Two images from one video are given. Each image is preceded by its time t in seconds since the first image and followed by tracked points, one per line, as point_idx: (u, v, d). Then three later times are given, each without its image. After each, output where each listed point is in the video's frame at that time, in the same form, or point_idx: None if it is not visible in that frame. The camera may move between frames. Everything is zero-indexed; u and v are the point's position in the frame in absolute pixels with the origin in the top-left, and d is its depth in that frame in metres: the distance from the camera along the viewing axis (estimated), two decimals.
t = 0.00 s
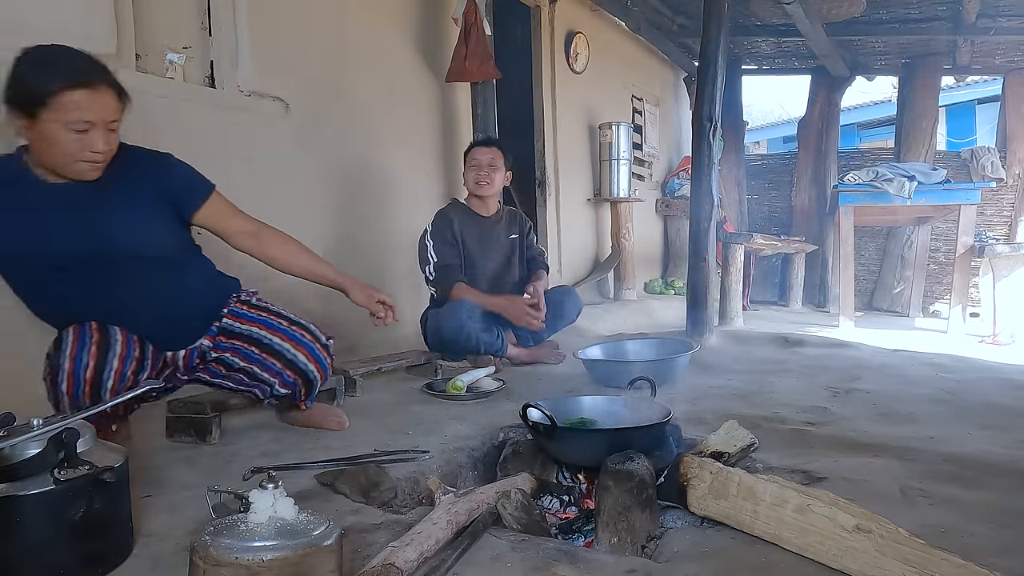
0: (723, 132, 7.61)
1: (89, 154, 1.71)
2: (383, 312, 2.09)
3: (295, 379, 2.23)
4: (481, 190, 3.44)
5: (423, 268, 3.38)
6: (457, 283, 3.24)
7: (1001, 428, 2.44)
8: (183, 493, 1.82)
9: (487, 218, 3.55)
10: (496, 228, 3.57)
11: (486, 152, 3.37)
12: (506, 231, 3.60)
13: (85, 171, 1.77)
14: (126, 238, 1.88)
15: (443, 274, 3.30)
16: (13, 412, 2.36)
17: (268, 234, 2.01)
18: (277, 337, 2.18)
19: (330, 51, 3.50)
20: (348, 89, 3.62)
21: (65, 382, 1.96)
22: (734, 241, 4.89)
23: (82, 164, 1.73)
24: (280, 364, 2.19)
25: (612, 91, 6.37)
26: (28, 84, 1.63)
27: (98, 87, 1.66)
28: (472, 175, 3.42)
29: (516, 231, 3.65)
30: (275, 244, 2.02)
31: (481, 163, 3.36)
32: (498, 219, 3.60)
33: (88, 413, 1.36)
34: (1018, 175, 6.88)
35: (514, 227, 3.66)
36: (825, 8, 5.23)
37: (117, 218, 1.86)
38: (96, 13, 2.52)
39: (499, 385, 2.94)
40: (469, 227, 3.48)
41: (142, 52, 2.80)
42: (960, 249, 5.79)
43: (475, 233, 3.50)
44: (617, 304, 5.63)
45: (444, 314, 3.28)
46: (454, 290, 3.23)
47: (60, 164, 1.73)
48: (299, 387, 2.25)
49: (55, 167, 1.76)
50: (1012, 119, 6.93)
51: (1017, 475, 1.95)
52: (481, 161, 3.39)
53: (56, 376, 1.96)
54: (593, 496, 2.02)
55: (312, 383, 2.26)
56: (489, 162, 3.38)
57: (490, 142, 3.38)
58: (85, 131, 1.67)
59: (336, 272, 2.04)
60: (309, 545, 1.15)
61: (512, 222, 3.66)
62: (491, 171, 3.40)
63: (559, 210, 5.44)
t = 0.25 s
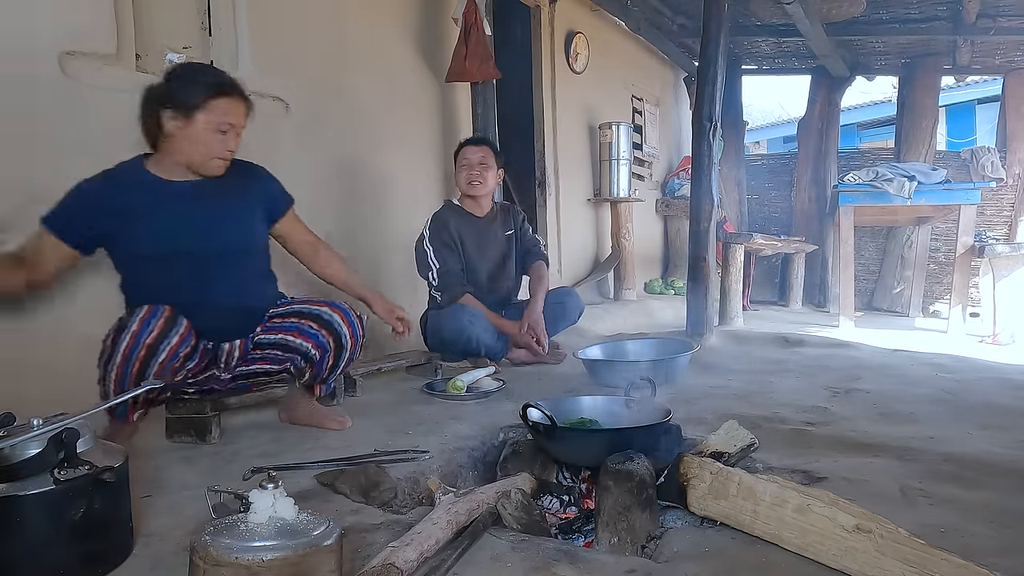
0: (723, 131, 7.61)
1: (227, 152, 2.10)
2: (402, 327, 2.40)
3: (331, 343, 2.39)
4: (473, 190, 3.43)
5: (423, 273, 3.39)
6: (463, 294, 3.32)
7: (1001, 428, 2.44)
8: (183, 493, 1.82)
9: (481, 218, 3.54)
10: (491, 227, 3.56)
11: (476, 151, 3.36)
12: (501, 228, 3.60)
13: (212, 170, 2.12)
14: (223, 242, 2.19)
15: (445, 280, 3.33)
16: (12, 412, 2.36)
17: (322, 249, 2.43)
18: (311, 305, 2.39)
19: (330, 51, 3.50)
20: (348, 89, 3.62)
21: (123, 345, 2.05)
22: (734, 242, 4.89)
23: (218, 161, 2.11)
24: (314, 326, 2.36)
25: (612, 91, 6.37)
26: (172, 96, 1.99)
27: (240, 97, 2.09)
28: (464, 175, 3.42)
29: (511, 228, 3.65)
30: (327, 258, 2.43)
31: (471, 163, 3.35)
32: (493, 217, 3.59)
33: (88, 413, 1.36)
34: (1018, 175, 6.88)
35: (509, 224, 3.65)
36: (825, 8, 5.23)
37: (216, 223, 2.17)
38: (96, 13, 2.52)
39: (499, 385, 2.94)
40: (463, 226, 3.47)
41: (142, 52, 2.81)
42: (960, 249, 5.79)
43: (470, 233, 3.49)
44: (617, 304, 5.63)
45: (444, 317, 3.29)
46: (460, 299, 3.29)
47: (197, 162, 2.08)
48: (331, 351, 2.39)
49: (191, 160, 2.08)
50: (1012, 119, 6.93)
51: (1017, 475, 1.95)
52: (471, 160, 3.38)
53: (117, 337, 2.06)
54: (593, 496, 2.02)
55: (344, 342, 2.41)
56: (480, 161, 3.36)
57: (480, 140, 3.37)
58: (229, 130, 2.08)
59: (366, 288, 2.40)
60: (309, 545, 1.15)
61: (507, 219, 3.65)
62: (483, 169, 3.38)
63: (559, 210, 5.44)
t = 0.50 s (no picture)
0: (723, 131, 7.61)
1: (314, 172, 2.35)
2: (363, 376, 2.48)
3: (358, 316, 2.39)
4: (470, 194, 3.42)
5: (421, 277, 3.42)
6: (462, 296, 3.35)
7: (1001, 428, 2.44)
8: (183, 493, 1.82)
9: (480, 222, 3.53)
10: (490, 232, 3.55)
11: (471, 154, 3.35)
12: (501, 232, 3.59)
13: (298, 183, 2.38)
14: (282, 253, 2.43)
15: (442, 283, 3.35)
16: (12, 412, 2.35)
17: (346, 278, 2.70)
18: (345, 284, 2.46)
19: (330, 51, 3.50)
20: (348, 89, 3.62)
21: (196, 316, 2.08)
22: (734, 242, 4.90)
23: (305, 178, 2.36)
24: (348, 293, 2.41)
25: (613, 91, 6.37)
26: (274, 115, 2.25)
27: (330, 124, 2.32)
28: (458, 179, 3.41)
29: (513, 231, 3.63)
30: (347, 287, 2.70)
31: (465, 166, 3.34)
32: (493, 221, 3.57)
33: (88, 413, 1.36)
34: (1018, 175, 6.89)
35: (511, 228, 3.62)
36: (825, 8, 5.23)
37: (275, 233, 2.38)
38: (96, 13, 2.52)
39: (500, 385, 2.93)
40: (460, 231, 3.46)
41: (141, 52, 2.80)
42: (960, 249, 5.79)
43: (468, 238, 3.49)
44: (617, 304, 5.63)
45: (443, 318, 3.31)
46: (457, 301, 3.32)
47: (286, 177, 2.34)
48: (356, 328, 2.39)
49: (275, 176, 2.34)
50: (1012, 119, 6.93)
51: (1017, 475, 1.95)
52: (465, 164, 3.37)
53: (190, 307, 2.07)
54: (594, 495, 2.01)
55: (371, 318, 2.41)
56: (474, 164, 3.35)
57: (475, 144, 3.35)
58: (318, 154, 2.32)
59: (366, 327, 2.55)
60: (309, 545, 1.15)
61: (509, 224, 3.63)
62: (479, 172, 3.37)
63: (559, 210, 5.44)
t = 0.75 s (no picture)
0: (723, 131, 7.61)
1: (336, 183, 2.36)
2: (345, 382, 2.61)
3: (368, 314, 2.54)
4: (474, 199, 3.41)
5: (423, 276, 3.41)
6: (463, 296, 3.35)
7: (1001, 428, 2.44)
8: (183, 493, 1.82)
9: (483, 224, 3.53)
10: (494, 233, 3.55)
11: (475, 159, 3.31)
12: (505, 234, 3.59)
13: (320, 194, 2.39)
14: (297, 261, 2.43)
15: (446, 283, 3.35)
16: (12, 412, 2.35)
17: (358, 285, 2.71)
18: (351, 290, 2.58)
19: (330, 51, 3.50)
20: (348, 89, 3.63)
21: (266, 255, 2.14)
22: (734, 242, 4.91)
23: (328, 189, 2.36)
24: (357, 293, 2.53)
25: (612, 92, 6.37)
26: (302, 129, 2.25)
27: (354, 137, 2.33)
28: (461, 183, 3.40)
29: (516, 233, 3.63)
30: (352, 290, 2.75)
31: (470, 171, 3.32)
32: (497, 222, 3.58)
33: (88, 413, 1.36)
34: (1018, 175, 6.89)
35: (514, 229, 3.63)
36: (825, 8, 5.23)
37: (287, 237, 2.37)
38: (96, 13, 2.52)
39: (500, 385, 2.93)
40: (464, 232, 3.46)
41: (142, 52, 2.80)
42: (960, 249, 5.79)
43: (472, 239, 3.49)
44: (617, 304, 5.63)
45: (444, 318, 3.31)
46: (460, 301, 3.32)
47: (310, 187, 2.35)
48: (364, 327, 2.54)
49: (299, 187, 2.36)
50: (1012, 119, 6.93)
51: (1017, 475, 1.95)
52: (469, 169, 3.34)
53: (256, 253, 2.12)
54: (593, 496, 2.02)
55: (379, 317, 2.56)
56: (479, 169, 3.33)
57: (479, 148, 3.31)
58: (342, 167, 2.33)
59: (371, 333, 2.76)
60: (309, 545, 1.15)
61: (512, 225, 3.63)
62: (483, 177, 3.36)
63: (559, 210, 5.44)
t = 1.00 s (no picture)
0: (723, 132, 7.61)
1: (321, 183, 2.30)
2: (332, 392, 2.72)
3: (375, 302, 2.44)
4: (480, 200, 3.42)
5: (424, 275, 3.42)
6: (463, 296, 3.36)
7: (1002, 428, 2.44)
8: (183, 493, 1.82)
9: (486, 224, 3.52)
10: (495, 233, 3.55)
11: (482, 161, 3.31)
12: (507, 234, 3.59)
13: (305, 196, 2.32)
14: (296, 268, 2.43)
15: (446, 282, 3.36)
16: (12, 412, 2.35)
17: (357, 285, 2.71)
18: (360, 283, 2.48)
19: (330, 51, 3.50)
20: (348, 89, 3.62)
21: (351, 308, 2.32)
22: (734, 242, 4.89)
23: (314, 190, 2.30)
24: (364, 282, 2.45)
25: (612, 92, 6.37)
26: (287, 123, 2.19)
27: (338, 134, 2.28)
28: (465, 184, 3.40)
29: (518, 233, 3.63)
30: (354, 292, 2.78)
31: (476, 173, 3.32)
32: (499, 223, 3.57)
33: (88, 414, 1.36)
34: (1018, 175, 6.89)
35: (516, 230, 3.63)
36: (825, 8, 5.23)
37: (286, 233, 2.33)
38: (96, 13, 2.52)
39: (499, 385, 2.93)
40: (465, 231, 3.46)
41: (142, 52, 2.80)
42: (960, 249, 5.79)
43: (473, 239, 3.49)
44: (617, 304, 5.63)
45: (444, 318, 3.31)
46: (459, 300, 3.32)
47: (294, 188, 2.27)
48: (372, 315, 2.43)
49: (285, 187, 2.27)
50: (1012, 119, 6.93)
51: (1017, 475, 1.95)
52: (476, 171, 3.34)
53: (344, 305, 2.30)
54: (593, 496, 2.02)
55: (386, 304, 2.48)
56: (486, 172, 3.34)
57: (485, 151, 3.29)
58: (327, 166, 2.28)
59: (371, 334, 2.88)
60: (309, 545, 1.15)
61: (514, 225, 3.63)
62: (488, 180, 3.36)
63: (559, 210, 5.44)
